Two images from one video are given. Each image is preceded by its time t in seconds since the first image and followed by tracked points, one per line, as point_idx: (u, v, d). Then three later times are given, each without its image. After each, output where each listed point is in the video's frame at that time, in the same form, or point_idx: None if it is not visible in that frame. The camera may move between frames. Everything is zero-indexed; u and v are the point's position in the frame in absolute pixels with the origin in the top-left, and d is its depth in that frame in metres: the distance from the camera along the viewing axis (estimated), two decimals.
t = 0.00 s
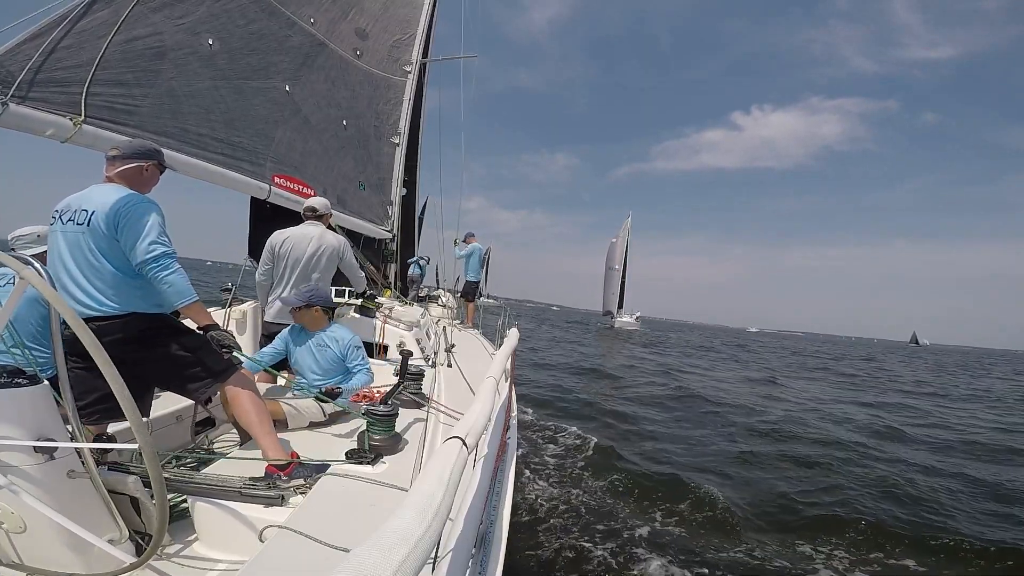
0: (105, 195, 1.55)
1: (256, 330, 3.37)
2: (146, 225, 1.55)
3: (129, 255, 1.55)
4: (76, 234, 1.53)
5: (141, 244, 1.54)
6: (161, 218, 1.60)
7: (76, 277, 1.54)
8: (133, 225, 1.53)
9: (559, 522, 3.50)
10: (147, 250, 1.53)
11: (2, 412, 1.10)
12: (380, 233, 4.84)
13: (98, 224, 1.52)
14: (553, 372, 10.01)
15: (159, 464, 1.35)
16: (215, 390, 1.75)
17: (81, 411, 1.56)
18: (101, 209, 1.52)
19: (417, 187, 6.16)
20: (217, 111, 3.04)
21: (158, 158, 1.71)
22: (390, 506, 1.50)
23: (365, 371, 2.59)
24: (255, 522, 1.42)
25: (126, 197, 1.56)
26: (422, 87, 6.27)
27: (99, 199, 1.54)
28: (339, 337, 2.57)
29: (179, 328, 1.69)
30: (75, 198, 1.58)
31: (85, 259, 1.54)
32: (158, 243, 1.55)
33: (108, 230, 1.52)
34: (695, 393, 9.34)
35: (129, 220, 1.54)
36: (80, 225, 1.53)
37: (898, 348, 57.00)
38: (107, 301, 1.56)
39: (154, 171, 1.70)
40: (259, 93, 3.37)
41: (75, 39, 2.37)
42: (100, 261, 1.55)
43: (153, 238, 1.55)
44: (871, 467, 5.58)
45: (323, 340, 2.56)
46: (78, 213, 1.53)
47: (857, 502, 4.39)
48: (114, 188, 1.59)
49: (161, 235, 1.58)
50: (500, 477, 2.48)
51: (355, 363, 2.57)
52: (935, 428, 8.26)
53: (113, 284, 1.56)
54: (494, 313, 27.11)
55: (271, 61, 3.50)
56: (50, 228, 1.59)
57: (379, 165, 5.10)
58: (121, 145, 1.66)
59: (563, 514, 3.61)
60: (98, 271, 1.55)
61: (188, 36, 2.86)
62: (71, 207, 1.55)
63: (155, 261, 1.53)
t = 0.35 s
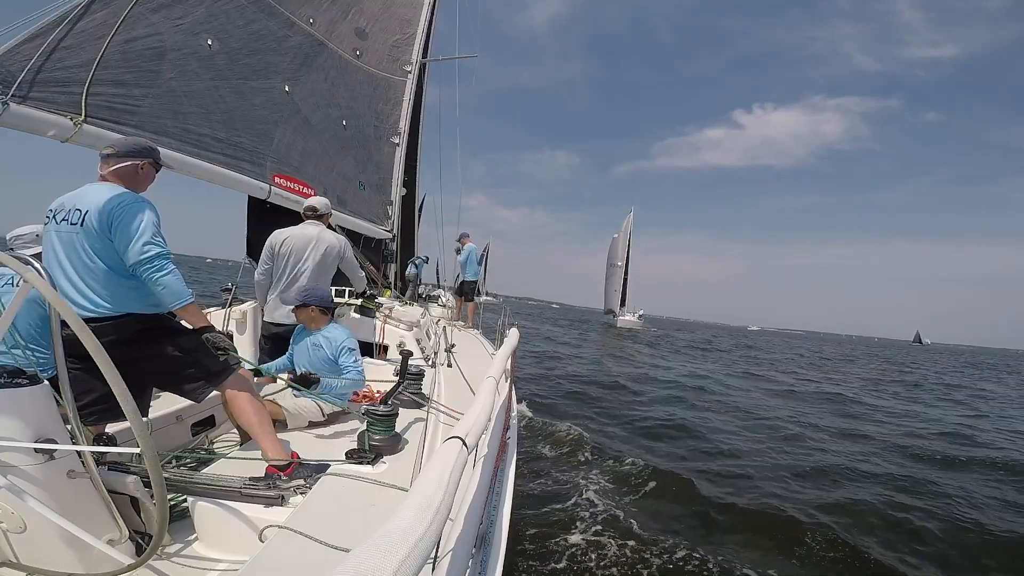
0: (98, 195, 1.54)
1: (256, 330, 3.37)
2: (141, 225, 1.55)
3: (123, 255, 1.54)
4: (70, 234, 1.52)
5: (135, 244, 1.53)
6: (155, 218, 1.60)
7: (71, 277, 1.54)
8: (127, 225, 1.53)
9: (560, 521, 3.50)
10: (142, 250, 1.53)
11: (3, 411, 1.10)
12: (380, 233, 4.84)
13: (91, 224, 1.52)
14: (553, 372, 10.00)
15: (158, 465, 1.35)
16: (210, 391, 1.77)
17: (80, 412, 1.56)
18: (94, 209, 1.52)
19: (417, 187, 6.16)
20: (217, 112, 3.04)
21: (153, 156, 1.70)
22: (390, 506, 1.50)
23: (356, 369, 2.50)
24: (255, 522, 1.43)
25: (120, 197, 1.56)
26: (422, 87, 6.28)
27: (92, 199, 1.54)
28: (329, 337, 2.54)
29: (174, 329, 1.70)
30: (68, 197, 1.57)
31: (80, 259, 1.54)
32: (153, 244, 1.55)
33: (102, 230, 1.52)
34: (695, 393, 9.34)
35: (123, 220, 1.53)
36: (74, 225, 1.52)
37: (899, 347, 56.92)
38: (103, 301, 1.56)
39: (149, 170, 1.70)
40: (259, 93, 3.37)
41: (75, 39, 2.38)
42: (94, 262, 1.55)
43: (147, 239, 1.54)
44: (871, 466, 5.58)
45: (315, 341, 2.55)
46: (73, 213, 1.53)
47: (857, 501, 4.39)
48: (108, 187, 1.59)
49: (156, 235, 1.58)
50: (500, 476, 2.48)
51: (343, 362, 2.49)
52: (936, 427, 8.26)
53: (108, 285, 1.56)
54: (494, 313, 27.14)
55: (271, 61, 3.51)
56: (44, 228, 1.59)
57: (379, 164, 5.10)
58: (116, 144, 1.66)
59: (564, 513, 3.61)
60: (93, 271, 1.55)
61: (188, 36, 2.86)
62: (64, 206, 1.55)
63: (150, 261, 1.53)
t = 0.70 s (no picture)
0: (94, 195, 1.54)
1: (256, 330, 3.37)
2: (137, 225, 1.55)
3: (120, 255, 1.54)
4: (66, 234, 1.53)
5: (131, 244, 1.53)
6: (151, 218, 1.60)
7: (67, 277, 1.54)
8: (123, 225, 1.53)
9: (560, 521, 3.49)
10: (138, 250, 1.53)
11: (3, 410, 1.10)
12: (380, 233, 4.84)
13: (86, 224, 1.51)
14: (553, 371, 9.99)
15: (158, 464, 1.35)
16: (208, 391, 1.76)
17: (80, 411, 1.56)
18: (90, 209, 1.52)
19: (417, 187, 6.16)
20: (217, 111, 3.04)
21: (149, 155, 1.70)
22: (390, 506, 1.50)
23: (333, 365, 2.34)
24: (255, 522, 1.42)
25: (116, 196, 1.56)
26: (422, 87, 6.27)
27: (88, 199, 1.54)
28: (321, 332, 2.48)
29: (172, 330, 1.70)
30: (64, 197, 1.57)
31: (76, 259, 1.54)
32: (149, 244, 1.55)
33: (98, 230, 1.52)
34: (696, 392, 9.33)
35: (118, 220, 1.53)
36: (69, 225, 1.52)
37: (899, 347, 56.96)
38: (99, 302, 1.56)
39: (144, 168, 1.70)
40: (259, 93, 3.37)
41: (77, 38, 2.38)
42: (90, 261, 1.55)
43: (144, 239, 1.54)
44: (871, 465, 5.58)
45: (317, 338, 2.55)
46: (68, 212, 1.53)
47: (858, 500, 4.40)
48: (104, 186, 1.59)
49: (152, 236, 1.58)
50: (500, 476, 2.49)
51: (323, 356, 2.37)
52: (936, 427, 8.26)
53: (105, 285, 1.56)
54: (494, 312, 27.12)
55: (272, 61, 3.51)
56: (40, 228, 1.59)
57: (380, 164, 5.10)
58: (110, 143, 1.66)
59: (564, 513, 3.61)
60: (89, 271, 1.55)
61: (189, 36, 2.86)
62: (60, 206, 1.55)
63: (147, 261, 1.53)
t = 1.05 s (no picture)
0: (94, 196, 1.54)
1: (256, 330, 3.37)
2: (136, 225, 1.55)
3: (119, 255, 1.54)
4: (65, 235, 1.52)
5: (130, 244, 1.53)
6: (151, 218, 1.60)
7: (66, 278, 1.54)
8: (122, 225, 1.53)
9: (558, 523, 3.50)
10: (137, 250, 1.53)
11: (2, 410, 1.10)
12: (380, 233, 4.84)
13: (85, 224, 1.51)
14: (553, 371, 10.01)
15: (158, 464, 1.35)
16: (208, 391, 1.75)
17: (79, 412, 1.56)
18: (90, 209, 1.52)
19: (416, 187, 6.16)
20: (217, 111, 3.04)
21: (148, 155, 1.70)
22: (390, 506, 1.50)
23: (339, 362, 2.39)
24: (255, 522, 1.43)
25: (115, 197, 1.56)
26: (422, 87, 6.27)
27: (88, 200, 1.54)
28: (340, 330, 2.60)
29: (171, 329, 1.70)
30: (63, 197, 1.57)
31: (75, 259, 1.54)
32: (148, 243, 1.55)
33: (97, 230, 1.52)
34: (695, 393, 9.35)
35: (117, 220, 1.53)
36: (69, 225, 1.52)
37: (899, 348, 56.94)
38: (98, 302, 1.56)
39: (144, 169, 1.70)
40: (259, 93, 3.37)
41: (76, 39, 2.38)
42: (90, 262, 1.55)
43: (143, 239, 1.54)
44: (870, 468, 5.59)
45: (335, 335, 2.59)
46: (67, 213, 1.53)
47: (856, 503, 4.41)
48: (103, 187, 1.59)
49: (152, 236, 1.58)
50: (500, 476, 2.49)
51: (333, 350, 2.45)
52: (935, 429, 8.27)
53: (104, 285, 1.56)
54: (493, 312, 27.15)
55: (272, 61, 3.51)
56: (40, 228, 1.59)
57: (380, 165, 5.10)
58: (109, 143, 1.65)
59: (562, 515, 3.62)
60: (88, 271, 1.55)
61: (189, 36, 2.86)
62: (59, 207, 1.55)
63: (146, 261, 1.53)
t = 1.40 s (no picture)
0: (104, 196, 1.55)
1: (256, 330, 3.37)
2: (144, 227, 1.55)
3: (124, 256, 1.54)
4: (72, 234, 1.53)
5: (136, 246, 1.53)
6: (158, 220, 1.60)
7: (71, 277, 1.54)
8: (130, 226, 1.53)
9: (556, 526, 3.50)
10: (143, 251, 1.53)
11: (2, 410, 1.10)
12: (380, 234, 4.85)
13: (93, 225, 1.51)
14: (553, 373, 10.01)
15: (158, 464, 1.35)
16: (210, 391, 1.75)
17: (80, 412, 1.56)
18: (99, 210, 1.52)
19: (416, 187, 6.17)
20: (217, 112, 3.04)
21: (157, 157, 1.70)
22: (390, 506, 1.50)
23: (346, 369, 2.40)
24: (255, 522, 1.43)
25: (123, 198, 1.56)
26: (422, 87, 6.27)
27: (97, 200, 1.54)
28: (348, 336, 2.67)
29: (173, 329, 1.70)
30: (72, 197, 1.57)
31: (82, 259, 1.54)
32: (155, 245, 1.55)
33: (104, 231, 1.52)
34: (695, 396, 9.35)
35: (125, 221, 1.53)
36: (77, 225, 1.52)
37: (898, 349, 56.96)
38: (102, 302, 1.55)
39: (153, 171, 1.70)
40: (260, 93, 3.38)
41: (74, 39, 2.38)
42: (96, 262, 1.55)
43: (150, 240, 1.54)
44: (868, 472, 5.59)
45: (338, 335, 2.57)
46: (76, 213, 1.53)
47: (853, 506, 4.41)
48: (112, 188, 1.59)
49: (158, 237, 1.58)
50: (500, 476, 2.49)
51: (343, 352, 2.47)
52: (934, 434, 8.27)
53: (108, 285, 1.56)
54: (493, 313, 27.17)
55: (272, 61, 3.51)
56: (48, 227, 1.59)
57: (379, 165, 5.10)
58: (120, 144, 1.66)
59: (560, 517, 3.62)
60: (93, 272, 1.55)
61: (188, 36, 2.86)
62: (68, 206, 1.55)
63: (151, 262, 1.53)
